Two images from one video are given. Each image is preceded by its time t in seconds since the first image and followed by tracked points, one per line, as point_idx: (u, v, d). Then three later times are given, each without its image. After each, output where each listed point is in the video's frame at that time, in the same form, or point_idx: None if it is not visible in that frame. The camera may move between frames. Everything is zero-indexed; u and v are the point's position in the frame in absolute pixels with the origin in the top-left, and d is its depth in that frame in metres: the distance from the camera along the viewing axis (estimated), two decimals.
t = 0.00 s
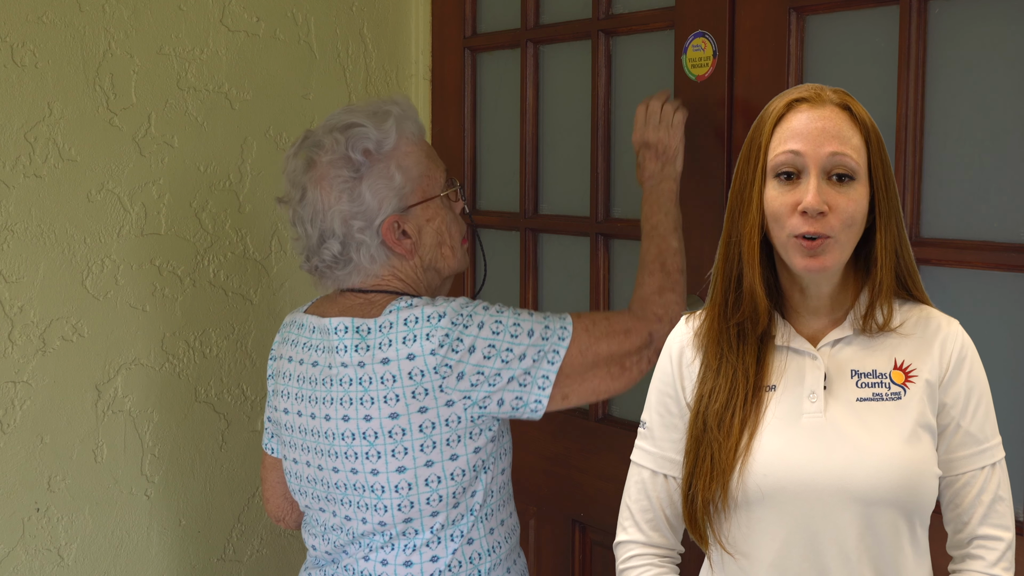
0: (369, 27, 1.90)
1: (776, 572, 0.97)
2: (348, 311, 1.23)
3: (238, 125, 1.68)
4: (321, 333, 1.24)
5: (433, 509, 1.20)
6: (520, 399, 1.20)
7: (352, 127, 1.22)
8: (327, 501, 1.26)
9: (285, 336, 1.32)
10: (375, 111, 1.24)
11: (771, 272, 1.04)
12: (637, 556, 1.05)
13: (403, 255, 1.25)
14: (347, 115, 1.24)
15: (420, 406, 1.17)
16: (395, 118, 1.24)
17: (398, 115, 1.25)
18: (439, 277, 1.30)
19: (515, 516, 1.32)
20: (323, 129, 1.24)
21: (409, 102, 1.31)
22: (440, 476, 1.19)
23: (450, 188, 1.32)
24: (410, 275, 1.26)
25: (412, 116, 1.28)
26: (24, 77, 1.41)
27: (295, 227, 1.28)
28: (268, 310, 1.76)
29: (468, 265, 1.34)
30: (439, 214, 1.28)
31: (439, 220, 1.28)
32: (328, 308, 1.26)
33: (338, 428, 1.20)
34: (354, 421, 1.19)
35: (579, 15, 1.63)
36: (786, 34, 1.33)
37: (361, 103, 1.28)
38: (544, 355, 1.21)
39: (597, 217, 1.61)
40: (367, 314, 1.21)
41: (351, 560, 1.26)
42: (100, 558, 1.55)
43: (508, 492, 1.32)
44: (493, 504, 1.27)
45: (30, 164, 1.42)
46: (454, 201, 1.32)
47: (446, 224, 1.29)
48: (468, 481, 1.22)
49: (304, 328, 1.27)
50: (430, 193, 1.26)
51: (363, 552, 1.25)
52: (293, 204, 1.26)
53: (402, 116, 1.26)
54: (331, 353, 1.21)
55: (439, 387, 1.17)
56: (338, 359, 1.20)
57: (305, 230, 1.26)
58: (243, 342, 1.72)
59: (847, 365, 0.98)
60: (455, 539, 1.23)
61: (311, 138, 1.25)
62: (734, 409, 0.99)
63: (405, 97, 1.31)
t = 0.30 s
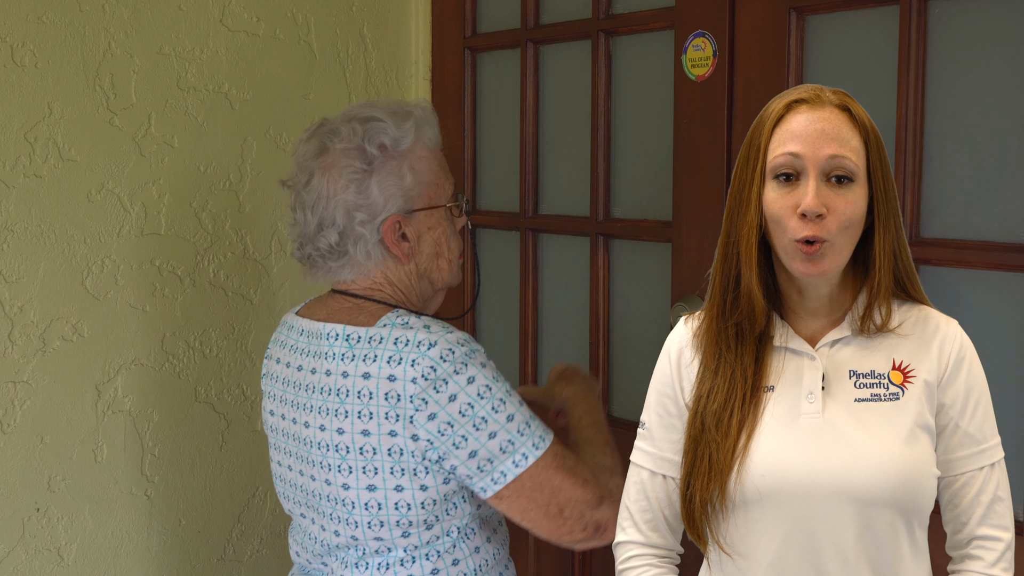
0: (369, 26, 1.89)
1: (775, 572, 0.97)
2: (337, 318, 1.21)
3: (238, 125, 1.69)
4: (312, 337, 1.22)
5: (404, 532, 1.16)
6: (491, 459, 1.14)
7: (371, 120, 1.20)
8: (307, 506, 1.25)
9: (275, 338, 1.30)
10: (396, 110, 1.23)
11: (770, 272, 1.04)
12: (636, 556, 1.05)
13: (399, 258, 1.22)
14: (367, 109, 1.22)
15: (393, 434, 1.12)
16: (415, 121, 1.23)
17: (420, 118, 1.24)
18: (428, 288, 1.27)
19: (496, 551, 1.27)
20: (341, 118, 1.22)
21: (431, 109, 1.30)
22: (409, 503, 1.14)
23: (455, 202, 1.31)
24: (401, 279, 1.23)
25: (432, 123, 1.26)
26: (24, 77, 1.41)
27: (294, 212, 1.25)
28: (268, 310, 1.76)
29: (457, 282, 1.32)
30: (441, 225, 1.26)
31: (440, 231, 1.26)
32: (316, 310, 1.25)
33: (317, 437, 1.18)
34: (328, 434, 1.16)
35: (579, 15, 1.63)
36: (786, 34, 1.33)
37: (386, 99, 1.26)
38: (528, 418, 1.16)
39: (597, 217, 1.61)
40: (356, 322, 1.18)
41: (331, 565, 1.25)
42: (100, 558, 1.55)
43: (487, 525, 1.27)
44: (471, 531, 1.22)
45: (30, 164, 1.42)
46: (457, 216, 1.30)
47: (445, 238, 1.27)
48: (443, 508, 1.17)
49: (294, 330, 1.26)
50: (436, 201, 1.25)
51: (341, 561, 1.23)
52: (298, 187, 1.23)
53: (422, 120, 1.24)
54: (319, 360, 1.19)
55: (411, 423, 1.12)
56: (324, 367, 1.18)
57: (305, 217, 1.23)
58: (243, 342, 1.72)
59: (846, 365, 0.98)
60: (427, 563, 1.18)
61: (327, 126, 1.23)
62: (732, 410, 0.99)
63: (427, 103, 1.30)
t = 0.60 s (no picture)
0: (369, 26, 1.89)
1: (776, 573, 0.97)
2: (329, 320, 1.14)
3: (238, 125, 1.68)
4: (304, 338, 1.16)
5: (379, 547, 1.08)
6: (451, 499, 1.04)
7: (418, 119, 1.16)
8: (289, 510, 1.18)
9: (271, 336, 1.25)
10: (445, 117, 1.18)
11: (770, 272, 1.03)
12: (635, 556, 1.05)
13: (406, 262, 1.16)
14: (419, 109, 1.18)
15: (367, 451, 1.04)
16: (462, 132, 1.18)
17: (466, 132, 1.19)
18: (424, 303, 1.20)
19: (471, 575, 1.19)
20: (388, 110, 1.17)
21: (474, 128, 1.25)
22: (384, 517, 1.06)
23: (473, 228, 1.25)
24: (402, 284, 1.17)
25: (475, 139, 1.22)
26: (24, 77, 1.41)
27: (314, 186, 1.18)
28: (268, 311, 1.76)
29: (452, 305, 1.25)
30: (455, 243, 1.20)
31: (453, 248, 1.20)
32: (310, 310, 1.19)
33: (299, 441, 1.11)
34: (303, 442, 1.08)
35: (579, 15, 1.63)
36: (786, 34, 1.33)
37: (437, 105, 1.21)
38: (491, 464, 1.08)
39: (597, 217, 1.61)
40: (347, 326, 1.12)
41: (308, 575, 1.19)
42: (100, 558, 1.55)
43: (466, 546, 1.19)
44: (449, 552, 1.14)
45: (30, 164, 1.42)
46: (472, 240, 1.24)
47: (456, 258, 1.21)
48: (422, 524, 1.09)
49: (287, 329, 1.21)
50: (456, 218, 1.19)
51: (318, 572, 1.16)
52: (325, 164, 1.16)
53: (468, 135, 1.20)
54: (307, 361, 1.13)
55: (384, 442, 1.03)
56: (311, 370, 1.11)
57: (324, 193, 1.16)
58: (243, 342, 1.72)
59: (847, 365, 0.98)
60: None
61: (371, 113, 1.18)
62: (733, 410, 0.99)
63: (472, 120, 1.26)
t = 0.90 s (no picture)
0: (369, 26, 1.89)
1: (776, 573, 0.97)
2: (328, 312, 1.15)
3: (238, 125, 1.68)
4: (304, 328, 1.17)
5: (353, 542, 1.07)
6: (414, 504, 1.01)
7: (449, 121, 1.16)
8: (279, 499, 1.19)
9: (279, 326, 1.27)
10: (477, 123, 1.19)
11: (770, 270, 1.03)
12: (636, 556, 1.05)
13: (417, 262, 1.15)
14: (452, 112, 1.18)
15: (342, 445, 1.04)
16: (490, 141, 1.19)
17: (495, 141, 1.20)
18: (431, 305, 1.20)
19: None
20: (421, 108, 1.17)
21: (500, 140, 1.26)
22: (358, 514, 1.05)
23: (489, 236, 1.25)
24: (410, 283, 1.17)
25: (502, 150, 1.22)
26: (24, 77, 1.41)
27: (337, 172, 1.17)
28: (268, 311, 1.76)
29: (458, 311, 1.24)
30: (467, 250, 1.20)
31: (466, 255, 1.20)
32: (314, 301, 1.20)
33: (286, 429, 1.12)
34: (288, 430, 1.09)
35: (579, 15, 1.63)
36: (786, 34, 1.33)
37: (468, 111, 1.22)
38: (467, 474, 1.05)
39: (597, 217, 1.61)
40: (341, 319, 1.12)
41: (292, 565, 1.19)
42: (100, 558, 1.55)
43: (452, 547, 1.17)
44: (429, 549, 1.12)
45: (30, 164, 1.42)
46: (485, 249, 1.24)
47: (467, 263, 1.21)
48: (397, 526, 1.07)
49: (292, 319, 1.22)
50: (473, 225, 1.19)
51: (301, 562, 1.16)
52: (350, 152, 1.16)
53: (496, 144, 1.20)
54: (302, 351, 1.14)
55: (358, 438, 1.03)
56: (304, 360, 1.12)
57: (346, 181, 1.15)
58: (243, 342, 1.72)
59: (847, 365, 0.98)
60: None
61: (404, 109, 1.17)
62: (733, 409, 0.99)
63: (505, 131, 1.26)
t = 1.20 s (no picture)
0: (369, 26, 1.89)
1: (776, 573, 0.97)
2: (340, 292, 1.29)
3: (239, 126, 1.68)
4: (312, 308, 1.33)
5: (317, 509, 1.21)
6: (349, 472, 1.09)
7: (472, 126, 1.29)
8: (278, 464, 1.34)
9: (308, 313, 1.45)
10: (497, 128, 1.32)
11: (771, 272, 1.03)
12: (636, 556, 1.05)
13: (438, 257, 1.28)
14: (476, 117, 1.31)
15: (310, 410, 1.19)
16: (511, 145, 1.32)
17: (515, 144, 1.32)
18: (447, 300, 1.31)
19: (429, 563, 1.26)
20: (446, 114, 1.31)
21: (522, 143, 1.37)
22: (320, 474, 1.18)
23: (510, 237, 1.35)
24: (427, 279, 1.29)
25: (520, 155, 1.34)
26: (24, 77, 1.41)
27: (363, 175, 1.30)
28: (269, 311, 1.75)
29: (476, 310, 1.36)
30: (487, 249, 1.31)
31: (485, 254, 1.32)
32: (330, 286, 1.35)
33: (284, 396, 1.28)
34: (284, 393, 1.27)
35: (579, 15, 1.63)
36: (786, 34, 1.33)
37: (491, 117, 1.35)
38: (415, 460, 1.11)
39: (597, 217, 1.61)
40: (342, 301, 1.26)
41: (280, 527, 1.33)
42: (100, 558, 1.55)
43: (429, 536, 1.25)
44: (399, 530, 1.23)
45: (30, 164, 1.42)
46: (506, 250, 1.34)
47: (485, 261, 1.32)
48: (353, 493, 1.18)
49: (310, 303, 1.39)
50: (492, 225, 1.31)
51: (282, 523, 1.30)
52: (378, 154, 1.29)
53: (516, 148, 1.32)
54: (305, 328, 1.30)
55: (322, 404, 1.16)
56: (304, 335, 1.28)
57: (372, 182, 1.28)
58: (243, 342, 1.72)
59: (847, 365, 0.98)
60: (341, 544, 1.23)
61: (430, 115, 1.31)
62: (733, 409, 0.99)
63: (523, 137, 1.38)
